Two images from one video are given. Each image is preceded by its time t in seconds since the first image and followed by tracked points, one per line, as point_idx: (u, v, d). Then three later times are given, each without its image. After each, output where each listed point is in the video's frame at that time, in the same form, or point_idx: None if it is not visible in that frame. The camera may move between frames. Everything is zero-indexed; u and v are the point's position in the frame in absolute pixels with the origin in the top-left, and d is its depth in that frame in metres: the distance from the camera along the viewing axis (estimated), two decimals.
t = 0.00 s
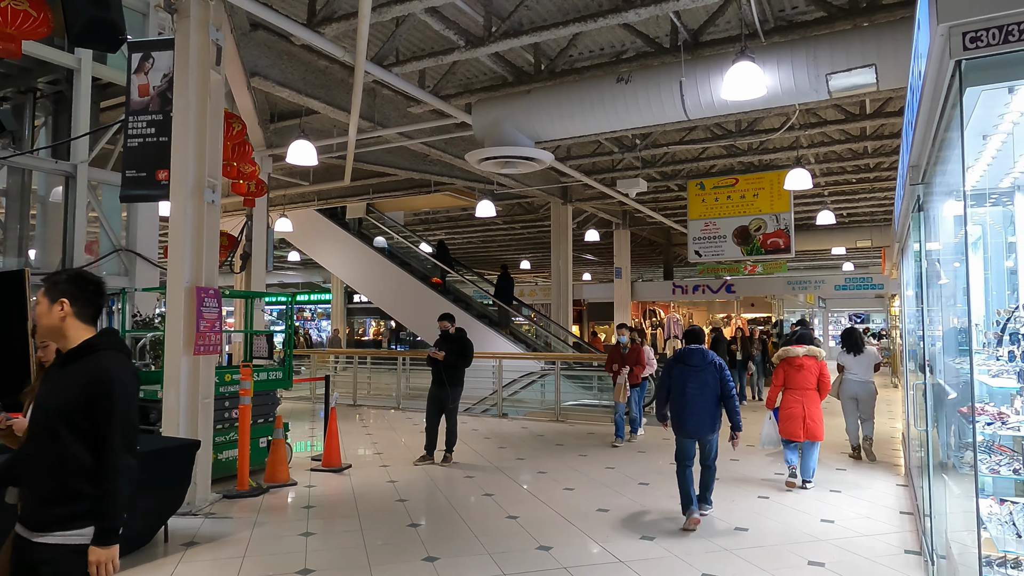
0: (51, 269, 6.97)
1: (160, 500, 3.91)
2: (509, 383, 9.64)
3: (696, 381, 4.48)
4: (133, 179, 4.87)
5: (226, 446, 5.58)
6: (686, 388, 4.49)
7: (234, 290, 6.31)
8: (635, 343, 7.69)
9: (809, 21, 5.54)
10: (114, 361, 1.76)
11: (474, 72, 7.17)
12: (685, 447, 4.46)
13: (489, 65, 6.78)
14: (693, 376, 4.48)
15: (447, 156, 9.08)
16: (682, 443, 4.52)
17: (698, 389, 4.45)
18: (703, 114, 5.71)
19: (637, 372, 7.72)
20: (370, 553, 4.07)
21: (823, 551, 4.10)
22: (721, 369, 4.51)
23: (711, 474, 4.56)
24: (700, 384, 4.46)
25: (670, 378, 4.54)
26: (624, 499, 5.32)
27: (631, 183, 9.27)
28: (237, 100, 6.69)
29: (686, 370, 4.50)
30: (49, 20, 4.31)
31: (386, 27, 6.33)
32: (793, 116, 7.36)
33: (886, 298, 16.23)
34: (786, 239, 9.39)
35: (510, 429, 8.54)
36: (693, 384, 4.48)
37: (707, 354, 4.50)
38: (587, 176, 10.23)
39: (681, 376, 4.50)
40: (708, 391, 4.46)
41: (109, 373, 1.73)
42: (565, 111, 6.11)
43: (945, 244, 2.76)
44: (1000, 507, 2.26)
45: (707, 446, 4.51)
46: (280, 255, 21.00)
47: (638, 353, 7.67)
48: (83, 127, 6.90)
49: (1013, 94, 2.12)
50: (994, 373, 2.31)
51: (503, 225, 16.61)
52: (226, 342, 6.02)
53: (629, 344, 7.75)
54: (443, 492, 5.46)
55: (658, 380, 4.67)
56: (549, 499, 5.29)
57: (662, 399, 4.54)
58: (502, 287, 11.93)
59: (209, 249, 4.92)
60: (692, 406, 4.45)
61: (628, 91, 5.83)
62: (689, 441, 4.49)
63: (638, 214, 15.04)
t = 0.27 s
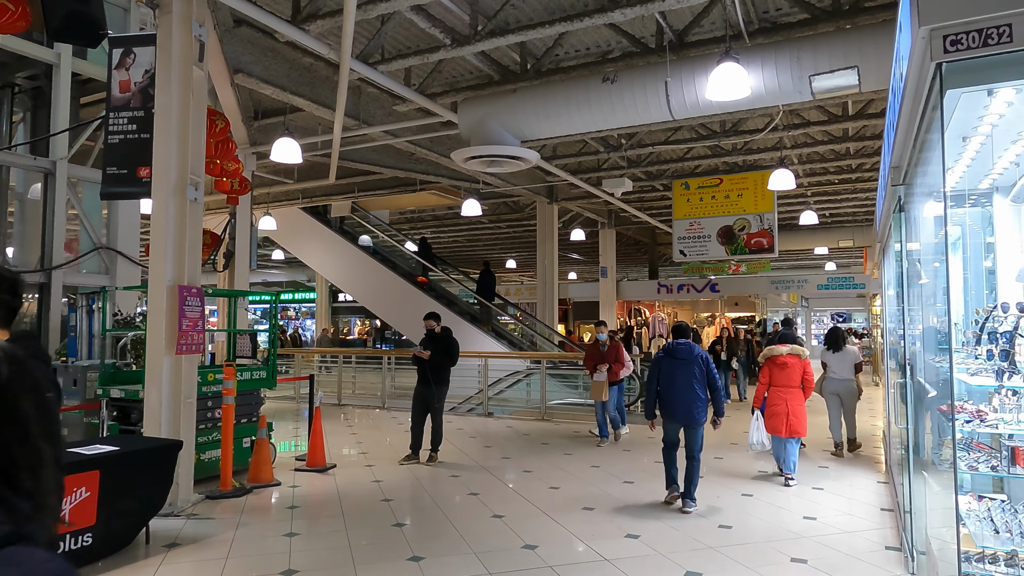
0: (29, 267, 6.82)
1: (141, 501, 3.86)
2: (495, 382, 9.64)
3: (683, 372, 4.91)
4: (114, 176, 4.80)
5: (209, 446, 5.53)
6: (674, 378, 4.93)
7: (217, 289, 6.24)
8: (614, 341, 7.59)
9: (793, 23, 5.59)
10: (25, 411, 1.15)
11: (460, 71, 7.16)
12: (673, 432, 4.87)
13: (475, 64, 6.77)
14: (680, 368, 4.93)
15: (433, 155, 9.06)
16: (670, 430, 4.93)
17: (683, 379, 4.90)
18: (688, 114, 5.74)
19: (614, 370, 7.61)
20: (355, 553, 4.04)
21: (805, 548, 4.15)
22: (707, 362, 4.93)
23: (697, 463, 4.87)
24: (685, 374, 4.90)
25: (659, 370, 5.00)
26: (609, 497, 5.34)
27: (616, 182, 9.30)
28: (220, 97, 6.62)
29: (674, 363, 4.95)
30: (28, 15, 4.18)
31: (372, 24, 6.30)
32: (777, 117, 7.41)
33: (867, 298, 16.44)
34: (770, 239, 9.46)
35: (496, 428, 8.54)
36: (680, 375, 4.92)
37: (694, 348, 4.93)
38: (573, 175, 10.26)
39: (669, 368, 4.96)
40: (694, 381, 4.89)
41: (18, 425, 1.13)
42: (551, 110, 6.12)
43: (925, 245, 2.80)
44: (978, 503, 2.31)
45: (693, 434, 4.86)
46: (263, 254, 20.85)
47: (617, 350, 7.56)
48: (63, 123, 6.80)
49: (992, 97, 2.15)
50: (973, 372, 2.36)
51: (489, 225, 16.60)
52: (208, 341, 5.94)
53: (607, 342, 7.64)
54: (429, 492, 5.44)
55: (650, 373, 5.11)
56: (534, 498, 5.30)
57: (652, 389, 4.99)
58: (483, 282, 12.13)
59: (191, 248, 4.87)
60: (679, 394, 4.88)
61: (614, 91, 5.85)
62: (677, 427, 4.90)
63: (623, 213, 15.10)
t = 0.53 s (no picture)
0: (17, 266, 6.70)
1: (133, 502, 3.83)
2: (488, 381, 9.64)
3: (675, 373, 4.97)
4: (104, 175, 4.76)
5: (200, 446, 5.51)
6: (666, 379, 4.98)
7: (209, 288, 6.21)
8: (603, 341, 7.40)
9: (785, 23, 5.61)
10: (173, 392, 1.00)
11: (452, 70, 7.15)
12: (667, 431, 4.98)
13: (468, 63, 6.76)
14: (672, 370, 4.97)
15: (425, 153, 9.04)
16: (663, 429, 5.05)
17: (675, 380, 4.94)
18: (680, 114, 5.76)
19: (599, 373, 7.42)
20: (347, 553, 4.04)
21: (796, 546, 4.17)
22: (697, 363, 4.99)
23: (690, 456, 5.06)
24: (676, 376, 4.96)
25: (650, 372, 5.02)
26: (602, 497, 5.34)
27: (609, 182, 9.31)
28: (212, 94, 6.59)
29: (664, 365, 5.00)
30: (17, 11, 4.18)
31: (364, 22, 6.28)
32: (769, 117, 7.43)
33: (858, 297, 16.53)
34: (762, 238, 9.50)
35: (489, 427, 8.55)
36: (671, 377, 4.97)
37: (683, 349, 4.99)
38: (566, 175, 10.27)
39: (659, 371, 5.00)
40: (685, 384, 4.95)
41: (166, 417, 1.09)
42: (543, 110, 6.12)
43: (915, 245, 2.82)
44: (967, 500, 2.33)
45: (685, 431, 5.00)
46: (255, 253, 20.76)
47: (605, 351, 7.36)
48: (52, 121, 6.76)
49: (981, 98, 2.16)
50: (962, 371, 2.38)
51: (482, 224, 16.61)
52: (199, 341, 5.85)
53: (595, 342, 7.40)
54: (421, 492, 5.43)
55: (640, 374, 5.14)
56: (527, 497, 5.31)
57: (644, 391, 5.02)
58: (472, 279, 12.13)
59: (182, 247, 4.84)
60: (672, 396, 4.94)
61: (607, 90, 5.85)
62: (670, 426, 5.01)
63: (616, 213, 15.13)
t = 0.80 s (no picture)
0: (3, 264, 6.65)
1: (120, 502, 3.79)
2: (479, 380, 9.64)
3: (663, 364, 5.37)
4: (92, 172, 4.73)
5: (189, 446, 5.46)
6: (654, 370, 5.37)
7: (198, 287, 6.17)
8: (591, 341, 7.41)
9: (775, 23, 5.64)
10: (298, 398, 1.18)
11: (444, 69, 7.14)
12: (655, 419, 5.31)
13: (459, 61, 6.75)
14: (660, 361, 5.37)
15: (416, 152, 9.02)
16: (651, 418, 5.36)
17: (664, 369, 5.34)
18: (671, 113, 5.77)
19: (586, 373, 7.36)
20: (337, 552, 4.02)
21: (785, 544, 4.19)
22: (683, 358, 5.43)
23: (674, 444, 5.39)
24: (664, 366, 5.35)
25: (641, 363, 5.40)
26: (593, 495, 5.35)
27: (600, 181, 9.33)
28: (201, 92, 6.55)
29: (654, 356, 5.39)
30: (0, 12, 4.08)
31: (354, 20, 6.26)
32: (758, 117, 7.47)
33: (847, 296, 16.64)
34: (752, 237, 9.55)
35: (480, 426, 8.54)
36: (660, 368, 5.36)
37: (672, 344, 5.40)
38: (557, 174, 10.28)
39: (649, 361, 5.39)
40: (673, 374, 5.35)
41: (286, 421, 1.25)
42: (534, 108, 6.12)
43: (903, 245, 2.84)
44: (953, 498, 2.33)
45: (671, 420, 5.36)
46: (244, 252, 20.64)
47: (593, 352, 7.37)
48: (38, 118, 6.69)
49: (968, 99, 2.18)
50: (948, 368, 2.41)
51: (472, 223, 16.60)
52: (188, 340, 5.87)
53: (585, 342, 7.42)
54: (411, 491, 5.41)
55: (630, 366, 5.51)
56: (518, 496, 5.32)
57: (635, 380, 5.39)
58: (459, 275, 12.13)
59: (171, 246, 4.80)
60: (660, 384, 5.32)
61: (597, 89, 5.85)
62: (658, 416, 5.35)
63: (607, 212, 15.16)
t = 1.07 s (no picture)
0: None
1: (105, 502, 3.75)
2: (469, 380, 9.63)
3: (652, 365, 5.40)
4: (77, 170, 4.69)
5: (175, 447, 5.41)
6: (644, 371, 5.40)
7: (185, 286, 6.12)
8: (577, 340, 7.26)
9: (764, 23, 5.66)
10: (399, 377, 1.39)
11: (434, 67, 7.13)
12: (644, 419, 5.37)
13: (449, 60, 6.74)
14: (650, 362, 5.40)
15: (406, 151, 9.00)
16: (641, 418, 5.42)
17: (654, 371, 5.38)
18: (661, 113, 5.79)
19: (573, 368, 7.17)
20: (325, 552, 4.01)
21: (773, 542, 4.21)
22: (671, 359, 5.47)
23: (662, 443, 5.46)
24: (654, 367, 5.38)
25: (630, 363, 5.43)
26: (583, 494, 5.37)
27: (589, 180, 9.34)
28: (189, 89, 6.50)
29: (643, 357, 5.42)
30: None
31: (344, 18, 6.24)
32: (747, 117, 7.50)
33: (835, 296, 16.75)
34: (741, 237, 9.58)
35: (469, 425, 8.54)
36: (650, 369, 5.39)
37: (661, 345, 5.44)
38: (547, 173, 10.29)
39: (640, 362, 5.41)
40: (663, 375, 5.40)
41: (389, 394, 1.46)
42: (524, 108, 6.12)
43: (890, 244, 2.85)
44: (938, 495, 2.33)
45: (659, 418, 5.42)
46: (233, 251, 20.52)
47: (580, 351, 7.21)
48: (22, 115, 6.63)
49: (953, 101, 2.19)
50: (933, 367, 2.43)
51: (463, 222, 16.58)
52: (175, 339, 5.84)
53: (571, 341, 7.29)
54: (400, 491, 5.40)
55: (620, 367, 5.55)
56: (508, 495, 5.32)
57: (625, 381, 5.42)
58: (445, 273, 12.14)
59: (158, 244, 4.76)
60: (650, 385, 5.35)
61: (587, 89, 5.86)
62: (647, 415, 5.41)
63: (597, 211, 15.19)
